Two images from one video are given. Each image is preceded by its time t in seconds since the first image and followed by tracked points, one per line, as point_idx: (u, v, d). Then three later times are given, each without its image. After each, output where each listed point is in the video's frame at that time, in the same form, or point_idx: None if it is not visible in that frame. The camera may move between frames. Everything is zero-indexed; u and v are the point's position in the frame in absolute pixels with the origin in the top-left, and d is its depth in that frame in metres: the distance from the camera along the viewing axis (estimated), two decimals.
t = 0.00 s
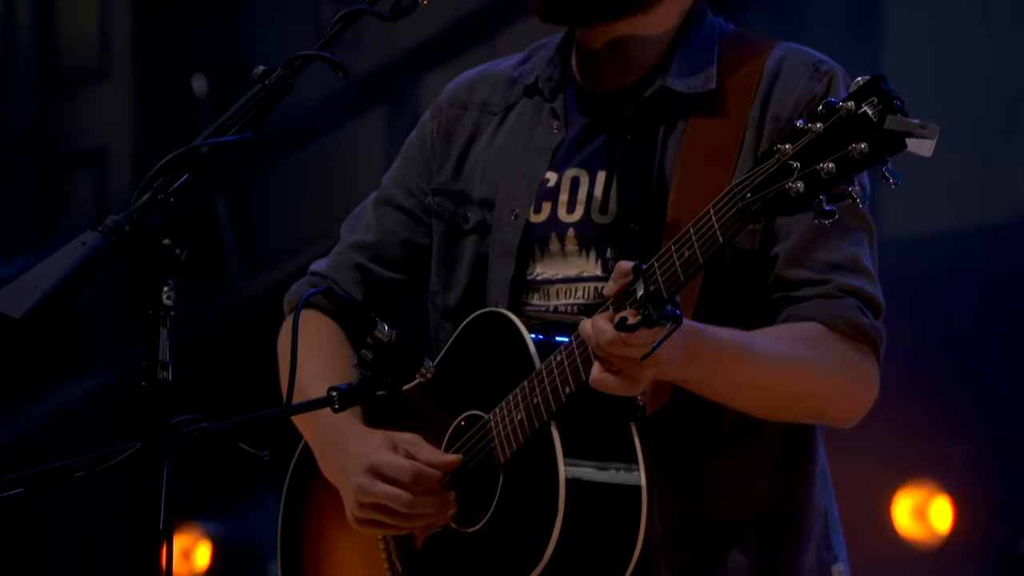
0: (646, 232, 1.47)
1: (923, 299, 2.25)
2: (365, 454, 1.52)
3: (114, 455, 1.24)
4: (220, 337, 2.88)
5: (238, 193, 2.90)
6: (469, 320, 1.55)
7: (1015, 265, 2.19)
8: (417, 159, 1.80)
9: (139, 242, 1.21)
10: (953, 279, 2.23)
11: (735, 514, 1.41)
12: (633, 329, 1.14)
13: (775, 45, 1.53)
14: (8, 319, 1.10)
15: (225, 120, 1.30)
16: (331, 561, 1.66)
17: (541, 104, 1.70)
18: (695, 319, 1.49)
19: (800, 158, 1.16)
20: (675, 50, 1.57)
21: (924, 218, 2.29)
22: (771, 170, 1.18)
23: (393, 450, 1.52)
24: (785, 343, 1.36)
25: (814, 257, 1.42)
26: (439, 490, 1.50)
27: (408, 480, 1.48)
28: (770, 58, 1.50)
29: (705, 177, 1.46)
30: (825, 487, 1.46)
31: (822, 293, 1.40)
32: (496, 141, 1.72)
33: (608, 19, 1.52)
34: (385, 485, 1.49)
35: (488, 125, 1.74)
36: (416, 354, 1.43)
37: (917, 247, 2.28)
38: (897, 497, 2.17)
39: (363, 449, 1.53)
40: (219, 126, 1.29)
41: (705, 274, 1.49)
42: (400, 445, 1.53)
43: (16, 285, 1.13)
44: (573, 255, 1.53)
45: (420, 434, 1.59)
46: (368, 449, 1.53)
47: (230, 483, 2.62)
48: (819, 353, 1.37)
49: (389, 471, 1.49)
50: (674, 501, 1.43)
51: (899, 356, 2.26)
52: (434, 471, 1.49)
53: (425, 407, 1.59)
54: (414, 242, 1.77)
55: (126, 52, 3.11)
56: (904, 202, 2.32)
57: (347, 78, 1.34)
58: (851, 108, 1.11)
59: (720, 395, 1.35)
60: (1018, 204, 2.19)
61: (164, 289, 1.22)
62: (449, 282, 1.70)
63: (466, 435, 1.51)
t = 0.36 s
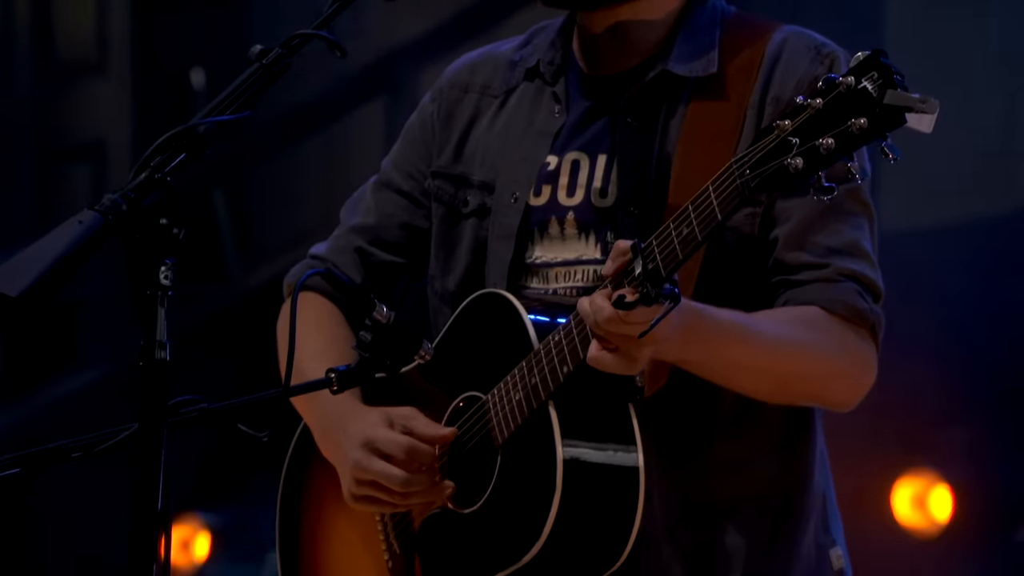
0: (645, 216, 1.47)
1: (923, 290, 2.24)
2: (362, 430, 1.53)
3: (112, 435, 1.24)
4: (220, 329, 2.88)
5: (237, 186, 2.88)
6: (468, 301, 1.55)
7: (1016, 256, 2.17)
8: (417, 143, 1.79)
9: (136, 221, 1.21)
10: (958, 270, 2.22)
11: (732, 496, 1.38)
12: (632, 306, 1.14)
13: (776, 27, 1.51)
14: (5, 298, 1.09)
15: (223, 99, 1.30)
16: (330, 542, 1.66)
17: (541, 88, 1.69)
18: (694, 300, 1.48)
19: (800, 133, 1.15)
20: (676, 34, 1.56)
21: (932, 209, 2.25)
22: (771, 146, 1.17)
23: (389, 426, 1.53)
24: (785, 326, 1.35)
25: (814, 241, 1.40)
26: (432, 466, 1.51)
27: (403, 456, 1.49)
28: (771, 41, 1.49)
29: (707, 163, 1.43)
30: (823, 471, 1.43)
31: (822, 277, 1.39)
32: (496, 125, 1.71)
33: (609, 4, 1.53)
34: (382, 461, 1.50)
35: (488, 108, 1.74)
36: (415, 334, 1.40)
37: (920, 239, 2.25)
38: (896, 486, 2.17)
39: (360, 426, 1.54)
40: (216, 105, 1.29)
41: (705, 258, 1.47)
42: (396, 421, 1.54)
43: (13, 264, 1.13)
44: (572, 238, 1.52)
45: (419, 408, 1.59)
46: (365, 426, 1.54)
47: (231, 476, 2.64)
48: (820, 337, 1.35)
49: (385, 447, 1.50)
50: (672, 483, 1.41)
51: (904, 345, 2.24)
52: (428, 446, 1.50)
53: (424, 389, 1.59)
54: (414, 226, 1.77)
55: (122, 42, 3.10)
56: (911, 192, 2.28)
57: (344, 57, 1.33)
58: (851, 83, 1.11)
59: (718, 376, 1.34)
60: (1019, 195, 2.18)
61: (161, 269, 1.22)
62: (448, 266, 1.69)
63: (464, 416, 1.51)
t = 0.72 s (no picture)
0: (648, 199, 1.45)
1: (926, 281, 2.24)
2: (362, 412, 1.53)
3: (112, 415, 1.23)
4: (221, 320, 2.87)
5: (238, 177, 2.86)
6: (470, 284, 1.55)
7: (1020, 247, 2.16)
8: (420, 126, 1.79)
9: (135, 199, 1.20)
10: (963, 260, 2.20)
11: (738, 480, 1.37)
12: (633, 288, 1.12)
13: (782, 9, 1.49)
14: (4, 275, 1.09)
15: (223, 77, 1.29)
16: (331, 525, 1.67)
17: (544, 70, 1.68)
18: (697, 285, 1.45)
19: (803, 113, 1.14)
20: (679, 18, 1.53)
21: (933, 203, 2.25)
22: (773, 126, 1.16)
23: (388, 408, 1.55)
24: (792, 312, 1.32)
25: (820, 227, 1.38)
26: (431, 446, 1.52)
27: (403, 437, 1.50)
28: (776, 23, 1.46)
29: (711, 147, 1.42)
30: (826, 455, 1.41)
31: (827, 264, 1.36)
32: (499, 107, 1.70)
33: None
34: (380, 443, 1.50)
35: (490, 91, 1.73)
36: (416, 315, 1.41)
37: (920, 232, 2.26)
38: (898, 475, 2.15)
39: (360, 407, 1.54)
40: (216, 83, 1.29)
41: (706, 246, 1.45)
42: (396, 404, 1.55)
43: (12, 240, 1.12)
44: (574, 222, 1.51)
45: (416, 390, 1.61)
46: (365, 408, 1.54)
47: (230, 470, 2.65)
48: (825, 324, 1.32)
49: (383, 428, 1.50)
50: (677, 468, 1.39)
51: (906, 336, 2.24)
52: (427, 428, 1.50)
53: (427, 372, 1.60)
54: (415, 210, 1.76)
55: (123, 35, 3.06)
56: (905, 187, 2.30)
57: (344, 35, 1.33)
58: (855, 62, 1.10)
59: (720, 361, 1.30)
60: None
61: (161, 247, 1.21)
62: (450, 249, 1.68)
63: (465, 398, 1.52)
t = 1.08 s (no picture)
0: (650, 180, 1.45)
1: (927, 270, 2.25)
2: (366, 395, 1.53)
3: (111, 396, 1.23)
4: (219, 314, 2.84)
5: (238, 172, 2.85)
6: (472, 266, 1.55)
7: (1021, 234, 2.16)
8: (417, 111, 1.78)
9: (133, 179, 1.20)
10: (964, 249, 2.21)
11: (742, 462, 1.36)
12: (639, 266, 1.13)
13: None
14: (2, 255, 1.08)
15: (220, 57, 1.29)
16: (330, 508, 1.67)
17: (542, 53, 1.67)
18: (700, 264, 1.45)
19: (812, 88, 1.13)
20: None
21: (932, 194, 2.28)
22: (781, 101, 1.15)
23: (394, 392, 1.54)
24: (795, 292, 1.32)
25: (824, 208, 1.37)
26: (439, 430, 1.51)
27: (409, 422, 1.50)
28: (776, 2, 1.45)
29: (710, 128, 1.41)
30: (831, 436, 1.41)
31: (831, 245, 1.36)
32: (497, 91, 1.69)
33: None
34: (387, 426, 1.50)
35: (488, 75, 1.72)
36: (412, 297, 1.39)
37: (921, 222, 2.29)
38: (898, 464, 2.17)
39: (364, 391, 1.54)
40: (213, 63, 1.28)
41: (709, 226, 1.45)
42: (403, 390, 1.54)
43: (10, 220, 1.12)
44: (575, 204, 1.50)
45: (420, 379, 1.61)
46: (369, 391, 1.54)
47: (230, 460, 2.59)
48: (829, 305, 1.32)
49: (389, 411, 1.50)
50: (683, 451, 1.38)
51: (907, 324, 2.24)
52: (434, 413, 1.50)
53: (426, 356, 1.60)
54: (414, 195, 1.76)
55: (121, 26, 3.03)
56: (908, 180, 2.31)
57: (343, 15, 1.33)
58: (865, 35, 1.08)
59: (724, 343, 1.29)
60: None
61: (159, 228, 1.21)
62: (449, 235, 1.68)
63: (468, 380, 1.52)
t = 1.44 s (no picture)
0: (649, 161, 1.44)
1: (929, 259, 2.24)
2: (361, 368, 1.55)
3: (111, 378, 1.23)
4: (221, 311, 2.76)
5: (238, 166, 2.77)
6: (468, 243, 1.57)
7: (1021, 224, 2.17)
8: (417, 96, 1.78)
9: (133, 160, 1.19)
10: (966, 237, 2.20)
11: (740, 442, 1.36)
12: (633, 235, 1.12)
13: None
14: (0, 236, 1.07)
15: (220, 38, 1.29)
16: (329, 489, 1.68)
17: (542, 36, 1.66)
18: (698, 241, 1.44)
19: (808, 52, 1.12)
20: None
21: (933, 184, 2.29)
22: (778, 66, 1.14)
23: (389, 364, 1.56)
24: (794, 269, 1.31)
25: (824, 188, 1.37)
26: (432, 405, 1.55)
27: (403, 394, 1.51)
28: None
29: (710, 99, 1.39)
30: (832, 420, 1.41)
31: (831, 226, 1.35)
32: (496, 75, 1.69)
33: None
34: (383, 398, 1.51)
35: (487, 58, 1.71)
36: (416, 283, 1.36)
37: (930, 215, 2.27)
38: (899, 455, 2.17)
39: (360, 364, 1.57)
40: (213, 44, 1.28)
41: (706, 205, 1.44)
42: (395, 357, 1.57)
43: (10, 201, 1.11)
44: (574, 185, 1.50)
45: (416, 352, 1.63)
46: (365, 364, 1.56)
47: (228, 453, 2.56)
48: (829, 284, 1.31)
49: (385, 383, 1.51)
50: (682, 436, 1.38)
51: (911, 315, 2.23)
52: (427, 385, 1.54)
53: (422, 336, 1.63)
54: (414, 180, 1.75)
55: (121, 15, 2.99)
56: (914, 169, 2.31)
57: None
58: None
59: (721, 319, 1.29)
60: None
61: (159, 210, 1.20)
62: (447, 220, 1.67)
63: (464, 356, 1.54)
